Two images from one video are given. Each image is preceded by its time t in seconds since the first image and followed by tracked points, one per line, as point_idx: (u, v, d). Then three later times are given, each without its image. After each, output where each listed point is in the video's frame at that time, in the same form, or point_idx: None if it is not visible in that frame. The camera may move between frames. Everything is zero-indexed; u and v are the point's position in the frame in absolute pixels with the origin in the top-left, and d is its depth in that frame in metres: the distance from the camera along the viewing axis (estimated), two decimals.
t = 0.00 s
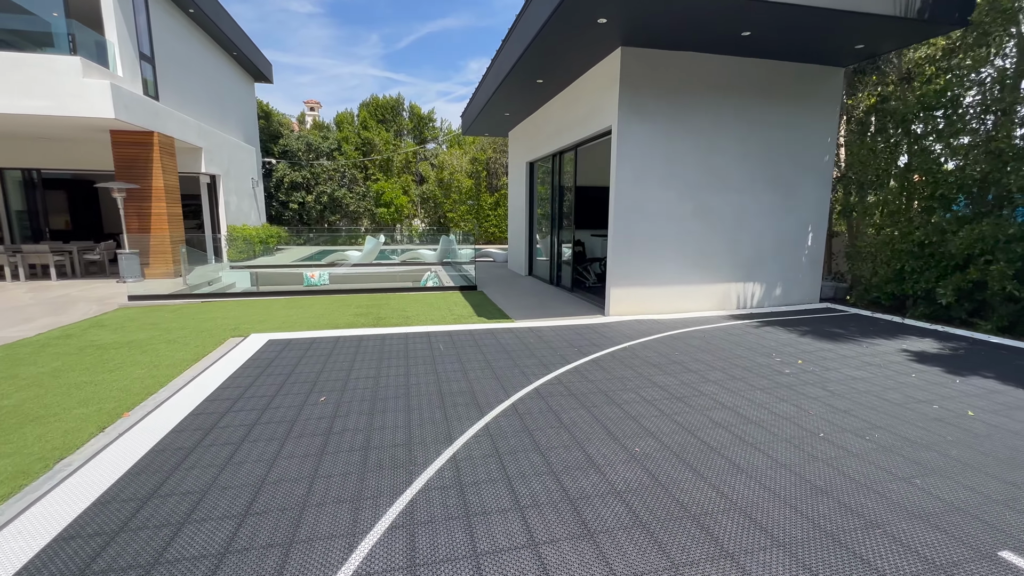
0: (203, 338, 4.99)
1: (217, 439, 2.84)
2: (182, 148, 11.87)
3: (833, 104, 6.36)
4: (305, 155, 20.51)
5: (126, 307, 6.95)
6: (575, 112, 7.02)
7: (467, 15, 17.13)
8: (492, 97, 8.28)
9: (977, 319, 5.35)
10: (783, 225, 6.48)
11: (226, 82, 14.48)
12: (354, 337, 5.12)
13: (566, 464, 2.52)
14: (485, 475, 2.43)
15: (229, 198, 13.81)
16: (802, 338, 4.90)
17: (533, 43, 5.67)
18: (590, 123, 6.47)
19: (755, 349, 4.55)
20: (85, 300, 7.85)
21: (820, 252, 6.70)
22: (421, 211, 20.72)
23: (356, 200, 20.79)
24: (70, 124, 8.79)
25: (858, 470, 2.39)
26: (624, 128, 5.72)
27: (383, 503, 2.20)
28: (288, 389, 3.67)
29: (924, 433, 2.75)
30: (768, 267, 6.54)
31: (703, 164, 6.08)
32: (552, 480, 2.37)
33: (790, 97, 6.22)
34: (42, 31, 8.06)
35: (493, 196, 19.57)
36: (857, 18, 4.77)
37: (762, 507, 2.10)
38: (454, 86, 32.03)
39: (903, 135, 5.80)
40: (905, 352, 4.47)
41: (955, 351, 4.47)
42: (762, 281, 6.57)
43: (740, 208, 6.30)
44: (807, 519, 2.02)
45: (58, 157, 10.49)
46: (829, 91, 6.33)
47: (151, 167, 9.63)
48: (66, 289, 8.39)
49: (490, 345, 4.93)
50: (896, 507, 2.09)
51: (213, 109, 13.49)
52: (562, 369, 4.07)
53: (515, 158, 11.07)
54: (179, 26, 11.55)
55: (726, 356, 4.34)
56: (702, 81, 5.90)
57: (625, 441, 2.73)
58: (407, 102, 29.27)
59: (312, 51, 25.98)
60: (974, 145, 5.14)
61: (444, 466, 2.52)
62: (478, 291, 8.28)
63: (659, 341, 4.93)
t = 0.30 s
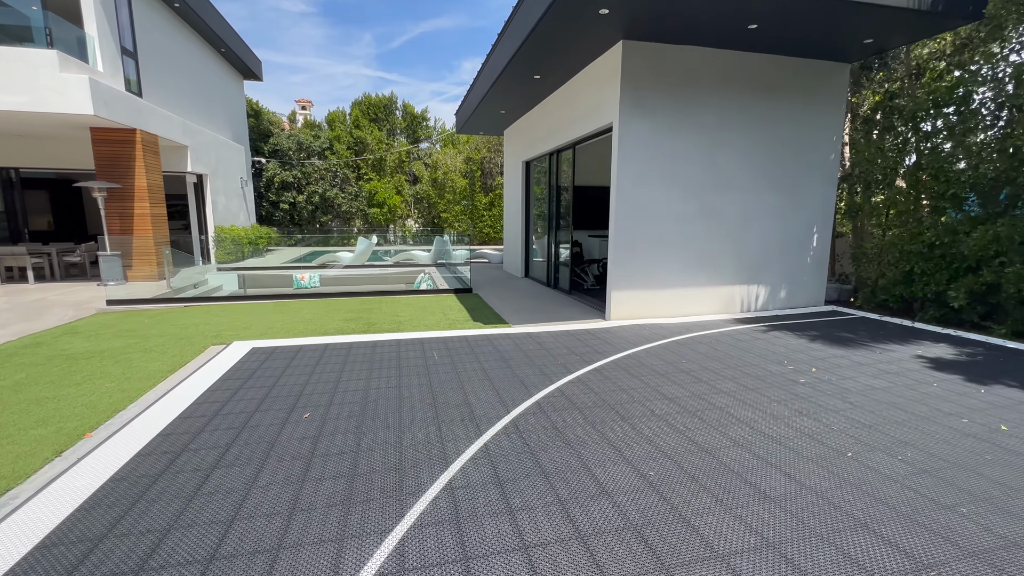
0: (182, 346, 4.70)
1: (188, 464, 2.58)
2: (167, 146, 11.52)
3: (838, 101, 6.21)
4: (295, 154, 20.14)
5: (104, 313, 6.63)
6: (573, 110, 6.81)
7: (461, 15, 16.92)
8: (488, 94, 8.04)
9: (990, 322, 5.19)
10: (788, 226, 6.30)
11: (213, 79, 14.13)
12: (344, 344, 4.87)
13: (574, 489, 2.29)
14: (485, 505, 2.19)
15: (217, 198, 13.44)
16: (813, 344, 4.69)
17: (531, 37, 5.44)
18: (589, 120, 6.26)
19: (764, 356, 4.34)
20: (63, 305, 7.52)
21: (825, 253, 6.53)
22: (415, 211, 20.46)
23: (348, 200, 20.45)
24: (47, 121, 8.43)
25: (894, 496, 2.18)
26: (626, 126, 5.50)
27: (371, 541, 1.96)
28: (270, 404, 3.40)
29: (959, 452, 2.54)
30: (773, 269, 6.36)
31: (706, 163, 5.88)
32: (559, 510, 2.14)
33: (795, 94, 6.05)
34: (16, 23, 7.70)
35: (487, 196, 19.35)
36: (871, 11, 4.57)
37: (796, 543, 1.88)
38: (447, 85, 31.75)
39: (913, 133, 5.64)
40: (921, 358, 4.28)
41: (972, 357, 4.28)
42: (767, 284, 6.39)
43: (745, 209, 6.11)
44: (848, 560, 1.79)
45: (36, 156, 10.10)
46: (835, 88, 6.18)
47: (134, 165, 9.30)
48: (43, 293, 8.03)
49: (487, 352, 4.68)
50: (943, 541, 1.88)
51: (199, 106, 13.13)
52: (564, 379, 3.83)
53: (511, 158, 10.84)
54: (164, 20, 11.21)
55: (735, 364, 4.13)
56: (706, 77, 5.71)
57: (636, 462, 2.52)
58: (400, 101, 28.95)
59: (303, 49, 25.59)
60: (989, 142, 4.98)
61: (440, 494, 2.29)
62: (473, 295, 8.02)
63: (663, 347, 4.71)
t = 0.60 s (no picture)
0: (156, 355, 4.40)
1: (151, 490, 2.31)
2: (150, 144, 11.12)
3: (844, 98, 6.04)
4: (285, 153, 19.77)
5: (79, 318, 6.30)
6: (572, 106, 6.57)
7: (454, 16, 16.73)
8: (482, 90, 7.79)
9: (1005, 327, 5.02)
10: (793, 227, 6.11)
11: (200, 75, 13.76)
12: (331, 352, 4.57)
13: (587, 522, 2.02)
14: (486, 543, 1.91)
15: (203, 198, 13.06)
16: (825, 351, 4.48)
17: (527, 29, 5.20)
18: (589, 116, 6.02)
19: (777, 364, 4.10)
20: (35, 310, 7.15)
21: (831, 255, 6.35)
22: (408, 211, 20.16)
23: (340, 200, 20.08)
24: (21, 117, 8.06)
25: (947, 529, 1.93)
26: (627, 122, 5.27)
27: (353, 567, 1.79)
28: (247, 423, 3.10)
29: (1003, 475, 2.31)
30: (778, 272, 6.17)
31: (710, 161, 5.67)
32: (557, 530, 1.95)
33: (800, 90, 5.86)
34: None
35: (481, 196, 19.10)
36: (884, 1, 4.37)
37: (816, 569, 1.71)
38: (441, 85, 31.46)
39: (924, 130, 5.46)
40: (939, 364, 4.08)
41: (992, 364, 4.08)
42: (772, 286, 6.19)
43: (749, 209, 5.91)
44: None
45: (10, 153, 9.69)
46: (841, 84, 6.00)
47: (113, 163, 8.95)
48: (16, 297, 7.66)
49: (483, 360, 4.43)
50: None
51: (184, 103, 12.73)
52: (566, 390, 3.59)
53: (506, 157, 10.60)
54: (146, 13, 10.83)
55: (748, 373, 3.88)
56: (710, 71, 5.50)
57: (654, 489, 2.24)
58: (393, 100, 28.60)
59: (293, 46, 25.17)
60: (1004, 139, 4.80)
61: (434, 532, 1.98)
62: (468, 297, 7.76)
63: (669, 355, 4.46)
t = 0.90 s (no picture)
0: (129, 365, 4.12)
1: (126, 507, 2.17)
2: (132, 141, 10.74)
3: (851, 95, 5.86)
4: (275, 152, 19.40)
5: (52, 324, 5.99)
6: (570, 103, 6.34)
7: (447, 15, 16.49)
8: (477, 87, 7.54)
9: (1018, 332, 4.86)
10: (798, 229, 5.95)
11: (185, 71, 13.38)
12: (318, 362, 4.29)
13: (587, 546, 1.87)
14: (471, 555, 1.85)
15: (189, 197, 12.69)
16: (837, 359, 4.29)
17: (524, 23, 4.95)
18: (588, 113, 5.81)
19: (788, 374, 3.90)
20: (7, 316, 6.81)
21: (836, 257, 6.19)
22: (400, 211, 19.87)
23: (331, 200, 19.75)
24: None
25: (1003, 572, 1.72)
26: (629, 120, 5.05)
27: (343, 561, 1.82)
28: (221, 443, 2.81)
29: None
30: (783, 275, 5.99)
31: (714, 161, 5.47)
32: (545, 539, 1.93)
33: (807, 87, 5.68)
34: None
35: (475, 196, 18.85)
36: None
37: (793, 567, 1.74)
38: (434, 85, 31.18)
39: (935, 129, 5.29)
40: (957, 373, 3.90)
41: (1012, 372, 3.91)
42: (777, 290, 6.01)
43: (754, 211, 5.72)
44: None
45: None
46: (848, 81, 5.82)
47: (93, 161, 8.61)
48: None
49: (479, 369, 4.19)
50: None
51: (168, 99, 12.34)
52: (568, 403, 3.36)
53: (501, 156, 10.35)
54: (128, 6, 10.46)
55: (759, 384, 3.67)
56: (715, 67, 5.30)
57: (674, 526, 1.98)
58: (385, 98, 28.22)
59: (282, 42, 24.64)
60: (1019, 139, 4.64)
61: (423, 561, 1.81)
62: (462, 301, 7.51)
63: (675, 363, 4.24)
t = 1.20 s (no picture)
0: (94, 375, 3.80)
1: (72, 546, 1.89)
2: (113, 137, 10.36)
3: (859, 91, 5.68)
4: (264, 150, 19.01)
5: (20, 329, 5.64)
6: (569, 98, 6.09)
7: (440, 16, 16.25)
8: (471, 82, 7.27)
9: None
10: (804, 228, 5.76)
11: (170, 66, 12.99)
12: (302, 371, 4.00)
13: (587, 570, 1.74)
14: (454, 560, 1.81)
15: (174, 195, 12.32)
16: (852, 366, 4.08)
17: (521, 13, 4.70)
18: (587, 108, 5.57)
19: (803, 383, 3.67)
20: None
21: (842, 258, 6.01)
22: (393, 211, 19.56)
23: (322, 199, 19.43)
24: None
25: None
26: (631, 114, 4.82)
27: None
28: (187, 467, 2.52)
29: None
30: (789, 276, 5.80)
31: (719, 158, 5.26)
32: (548, 571, 1.74)
33: (814, 82, 5.48)
34: None
35: (468, 196, 18.59)
36: None
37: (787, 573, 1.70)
38: (427, 84, 30.88)
39: (948, 124, 5.10)
40: (979, 380, 3.71)
41: None
42: (783, 292, 5.81)
43: (760, 210, 5.52)
44: None
45: None
46: (855, 76, 5.64)
47: (69, 157, 8.24)
48: None
49: (474, 377, 3.93)
50: None
51: (151, 94, 11.94)
52: (571, 415, 3.11)
53: (496, 153, 10.10)
54: None
55: (774, 394, 3.44)
56: (720, 59, 5.08)
57: (699, 568, 1.72)
58: (377, 95, 27.73)
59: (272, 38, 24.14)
60: None
61: None
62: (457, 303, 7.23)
63: (683, 371, 4.01)
